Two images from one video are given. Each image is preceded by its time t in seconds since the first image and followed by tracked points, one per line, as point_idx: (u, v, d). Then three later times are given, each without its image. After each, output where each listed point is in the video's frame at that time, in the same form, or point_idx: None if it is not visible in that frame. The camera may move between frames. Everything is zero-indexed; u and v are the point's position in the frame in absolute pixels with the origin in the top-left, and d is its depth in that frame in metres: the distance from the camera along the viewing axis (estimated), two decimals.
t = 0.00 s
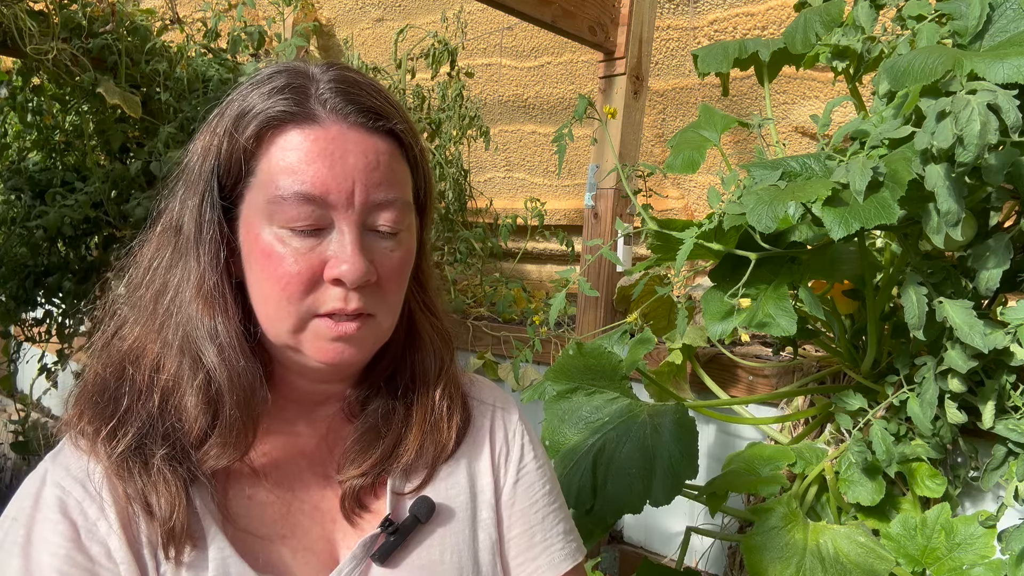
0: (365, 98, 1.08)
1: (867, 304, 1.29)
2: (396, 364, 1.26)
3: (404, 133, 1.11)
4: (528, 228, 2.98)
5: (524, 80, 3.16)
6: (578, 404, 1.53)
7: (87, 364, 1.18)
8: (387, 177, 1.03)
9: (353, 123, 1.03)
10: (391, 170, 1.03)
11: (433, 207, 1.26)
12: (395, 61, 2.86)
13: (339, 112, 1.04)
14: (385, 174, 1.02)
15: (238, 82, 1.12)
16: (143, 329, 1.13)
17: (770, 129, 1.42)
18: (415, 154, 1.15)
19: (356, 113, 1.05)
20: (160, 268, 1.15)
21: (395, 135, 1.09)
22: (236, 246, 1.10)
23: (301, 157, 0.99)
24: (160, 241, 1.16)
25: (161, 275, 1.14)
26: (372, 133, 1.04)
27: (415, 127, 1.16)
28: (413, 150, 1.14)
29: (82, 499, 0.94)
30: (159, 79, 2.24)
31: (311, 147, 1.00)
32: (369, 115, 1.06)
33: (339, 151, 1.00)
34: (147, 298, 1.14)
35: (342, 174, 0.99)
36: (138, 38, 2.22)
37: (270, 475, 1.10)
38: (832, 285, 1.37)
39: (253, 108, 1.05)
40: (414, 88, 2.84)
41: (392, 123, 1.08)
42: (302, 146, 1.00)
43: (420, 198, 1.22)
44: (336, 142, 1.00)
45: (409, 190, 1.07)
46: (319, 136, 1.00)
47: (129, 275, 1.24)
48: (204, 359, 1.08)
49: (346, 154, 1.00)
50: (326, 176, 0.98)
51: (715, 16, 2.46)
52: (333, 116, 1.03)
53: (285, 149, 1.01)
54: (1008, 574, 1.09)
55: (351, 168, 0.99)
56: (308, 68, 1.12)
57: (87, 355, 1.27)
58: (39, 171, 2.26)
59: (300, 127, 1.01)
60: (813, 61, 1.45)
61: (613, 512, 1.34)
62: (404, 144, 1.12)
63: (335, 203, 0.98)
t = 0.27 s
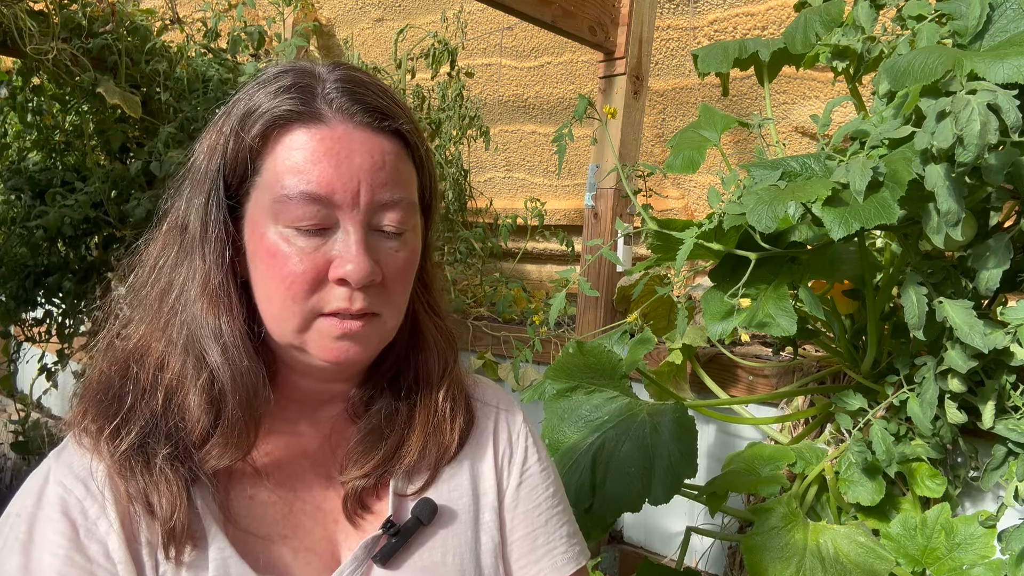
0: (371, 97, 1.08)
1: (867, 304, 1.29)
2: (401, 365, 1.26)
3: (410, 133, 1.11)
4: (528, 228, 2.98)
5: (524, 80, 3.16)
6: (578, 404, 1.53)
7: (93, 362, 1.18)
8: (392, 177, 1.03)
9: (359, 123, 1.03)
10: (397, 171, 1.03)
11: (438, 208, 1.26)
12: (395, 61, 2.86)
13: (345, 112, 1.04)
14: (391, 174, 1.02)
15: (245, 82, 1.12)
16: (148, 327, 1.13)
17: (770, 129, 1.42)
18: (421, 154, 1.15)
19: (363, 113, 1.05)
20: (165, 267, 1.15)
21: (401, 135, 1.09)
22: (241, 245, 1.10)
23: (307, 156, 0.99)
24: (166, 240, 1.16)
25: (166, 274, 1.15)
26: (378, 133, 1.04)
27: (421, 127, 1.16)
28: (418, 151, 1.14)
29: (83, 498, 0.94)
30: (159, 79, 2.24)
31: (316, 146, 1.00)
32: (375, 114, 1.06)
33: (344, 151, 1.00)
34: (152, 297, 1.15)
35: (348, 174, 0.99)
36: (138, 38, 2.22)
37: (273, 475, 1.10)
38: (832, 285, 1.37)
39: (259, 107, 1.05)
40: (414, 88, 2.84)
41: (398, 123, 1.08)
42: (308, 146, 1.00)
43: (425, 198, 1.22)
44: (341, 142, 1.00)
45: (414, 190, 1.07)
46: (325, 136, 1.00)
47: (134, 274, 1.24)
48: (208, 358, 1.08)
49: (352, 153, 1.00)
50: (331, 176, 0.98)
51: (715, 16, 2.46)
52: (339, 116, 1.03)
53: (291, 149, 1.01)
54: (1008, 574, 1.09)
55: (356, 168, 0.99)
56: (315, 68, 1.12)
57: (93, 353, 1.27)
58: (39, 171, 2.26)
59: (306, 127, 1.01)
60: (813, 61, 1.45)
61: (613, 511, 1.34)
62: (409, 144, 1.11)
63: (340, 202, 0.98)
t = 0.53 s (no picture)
0: (371, 93, 1.08)
1: (867, 304, 1.29)
2: (402, 363, 1.26)
3: (411, 129, 1.11)
4: (528, 228, 2.98)
5: (524, 80, 3.16)
6: (578, 403, 1.53)
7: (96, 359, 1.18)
8: (393, 172, 1.03)
9: (359, 118, 1.04)
10: (398, 166, 1.03)
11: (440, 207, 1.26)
12: (395, 61, 2.86)
13: (345, 107, 1.04)
14: (391, 169, 1.02)
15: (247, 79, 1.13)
16: (149, 324, 1.13)
17: (770, 129, 1.42)
18: (422, 149, 1.15)
19: (363, 108, 1.05)
20: (166, 264, 1.15)
21: (401, 130, 1.09)
22: (243, 242, 1.10)
23: (308, 152, 0.99)
24: (168, 237, 1.16)
25: (168, 271, 1.14)
26: (379, 129, 1.04)
27: (422, 123, 1.16)
28: (420, 147, 1.14)
29: (86, 496, 0.94)
30: (159, 78, 2.24)
31: (317, 141, 1.00)
32: (375, 110, 1.06)
33: (345, 146, 1.00)
34: (154, 294, 1.15)
35: (349, 169, 0.99)
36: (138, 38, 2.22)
37: (275, 473, 1.10)
38: (832, 285, 1.37)
39: (261, 103, 1.05)
40: (414, 88, 2.84)
41: (399, 118, 1.08)
42: (309, 142, 1.00)
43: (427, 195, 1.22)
44: (342, 137, 1.00)
45: (415, 186, 1.07)
46: (325, 132, 1.00)
47: (137, 272, 1.24)
48: (209, 354, 1.08)
49: (353, 149, 1.00)
50: (332, 171, 0.98)
51: (715, 16, 2.46)
52: (340, 111, 1.03)
53: (292, 145, 1.01)
54: (1008, 574, 1.09)
55: (357, 163, 0.99)
56: (316, 64, 1.12)
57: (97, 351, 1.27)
58: (39, 170, 2.26)
59: (307, 123, 1.02)
60: (813, 61, 1.45)
61: (613, 512, 1.34)
62: (410, 140, 1.11)
63: (341, 198, 0.98)
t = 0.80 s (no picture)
0: (376, 91, 1.08)
1: (867, 304, 1.29)
2: (405, 364, 1.26)
3: (415, 127, 1.11)
4: (528, 228, 2.98)
5: (524, 80, 3.16)
6: (578, 403, 1.53)
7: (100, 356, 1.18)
8: (397, 169, 1.03)
9: (363, 115, 1.04)
10: (402, 163, 1.04)
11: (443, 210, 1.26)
12: (395, 61, 2.86)
13: (350, 104, 1.04)
14: (395, 166, 1.02)
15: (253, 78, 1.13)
16: (154, 321, 1.13)
17: (770, 129, 1.42)
18: (427, 149, 1.15)
19: (367, 106, 1.05)
20: (171, 262, 1.15)
21: (405, 128, 1.09)
22: (247, 240, 1.10)
23: (312, 148, 0.99)
24: (173, 236, 1.16)
25: (173, 269, 1.14)
26: (383, 125, 1.05)
27: (426, 122, 1.16)
28: (423, 146, 1.14)
29: (88, 494, 0.93)
30: (159, 79, 2.24)
31: (321, 137, 1.00)
32: (380, 107, 1.06)
33: (349, 142, 1.00)
34: (159, 292, 1.15)
35: (353, 165, 0.99)
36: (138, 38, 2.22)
37: (276, 472, 1.10)
38: (832, 285, 1.37)
39: (266, 101, 1.05)
40: (414, 88, 2.84)
41: (402, 116, 1.08)
42: (313, 138, 1.00)
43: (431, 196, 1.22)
44: (346, 133, 1.00)
45: (419, 183, 1.07)
46: (330, 127, 1.01)
47: (142, 270, 1.24)
48: (213, 353, 1.08)
49: (357, 145, 1.00)
50: (335, 166, 0.98)
51: (715, 16, 2.46)
52: (344, 108, 1.04)
53: (297, 141, 1.01)
54: (1008, 574, 1.09)
55: (361, 159, 0.99)
56: (322, 64, 1.12)
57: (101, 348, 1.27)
58: (39, 170, 2.26)
59: (311, 119, 1.02)
60: (813, 61, 1.45)
61: (613, 512, 1.34)
62: (414, 138, 1.12)
63: (345, 192, 0.98)
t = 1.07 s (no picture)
0: (381, 97, 1.08)
1: (867, 304, 1.29)
2: (405, 365, 1.26)
3: (418, 134, 1.11)
4: (528, 228, 2.98)
5: (524, 80, 3.16)
6: (578, 403, 1.53)
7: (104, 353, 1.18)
8: (401, 176, 1.03)
9: (368, 121, 1.04)
10: (405, 170, 1.04)
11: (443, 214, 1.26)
12: (395, 61, 2.85)
13: (355, 110, 1.04)
14: (399, 173, 1.02)
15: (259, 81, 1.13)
16: (158, 318, 1.13)
17: (770, 129, 1.42)
18: (429, 156, 1.15)
19: (372, 113, 1.05)
20: (176, 260, 1.14)
21: (409, 135, 1.09)
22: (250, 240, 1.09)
23: (317, 153, 0.99)
24: (177, 235, 1.16)
25: (176, 267, 1.14)
26: (387, 132, 1.05)
27: (429, 129, 1.16)
28: (426, 153, 1.14)
29: (89, 491, 0.93)
30: (159, 79, 2.24)
31: (326, 143, 1.00)
32: (384, 114, 1.06)
33: (354, 148, 1.00)
34: (163, 290, 1.14)
35: (357, 171, 0.99)
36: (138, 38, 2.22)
37: (276, 471, 1.10)
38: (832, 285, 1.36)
39: (272, 105, 1.05)
40: (414, 88, 2.84)
41: (406, 123, 1.09)
42: (318, 143, 1.00)
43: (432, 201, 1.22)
44: (351, 139, 1.01)
45: (421, 190, 1.07)
46: (334, 133, 1.01)
47: (145, 268, 1.24)
48: (217, 351, 1.07)
49: (362, 151, 1.00)
50: (340, 172, 0.98)
51: (715, 16, 2.46)
52: (350, 114, 1.04)
53: (301, 145, 1.01)
54: (1008, 574, 1.09)
55: (365, 165, 0.99)
56: (328, 69, 1.12)
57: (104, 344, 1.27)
58: (39, 170, 2.26)
59: (316, 125, 1.02)
60: (813, 61, 1.45)
61: (613, 511, 1.34)
62: (417, 145, 1.12)
63: (348, 198, 0.98)
